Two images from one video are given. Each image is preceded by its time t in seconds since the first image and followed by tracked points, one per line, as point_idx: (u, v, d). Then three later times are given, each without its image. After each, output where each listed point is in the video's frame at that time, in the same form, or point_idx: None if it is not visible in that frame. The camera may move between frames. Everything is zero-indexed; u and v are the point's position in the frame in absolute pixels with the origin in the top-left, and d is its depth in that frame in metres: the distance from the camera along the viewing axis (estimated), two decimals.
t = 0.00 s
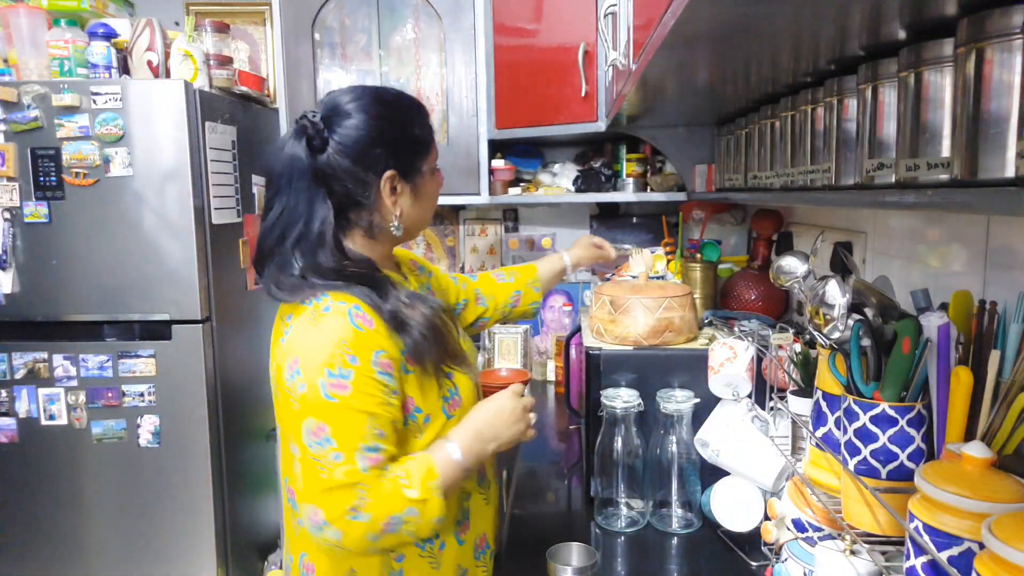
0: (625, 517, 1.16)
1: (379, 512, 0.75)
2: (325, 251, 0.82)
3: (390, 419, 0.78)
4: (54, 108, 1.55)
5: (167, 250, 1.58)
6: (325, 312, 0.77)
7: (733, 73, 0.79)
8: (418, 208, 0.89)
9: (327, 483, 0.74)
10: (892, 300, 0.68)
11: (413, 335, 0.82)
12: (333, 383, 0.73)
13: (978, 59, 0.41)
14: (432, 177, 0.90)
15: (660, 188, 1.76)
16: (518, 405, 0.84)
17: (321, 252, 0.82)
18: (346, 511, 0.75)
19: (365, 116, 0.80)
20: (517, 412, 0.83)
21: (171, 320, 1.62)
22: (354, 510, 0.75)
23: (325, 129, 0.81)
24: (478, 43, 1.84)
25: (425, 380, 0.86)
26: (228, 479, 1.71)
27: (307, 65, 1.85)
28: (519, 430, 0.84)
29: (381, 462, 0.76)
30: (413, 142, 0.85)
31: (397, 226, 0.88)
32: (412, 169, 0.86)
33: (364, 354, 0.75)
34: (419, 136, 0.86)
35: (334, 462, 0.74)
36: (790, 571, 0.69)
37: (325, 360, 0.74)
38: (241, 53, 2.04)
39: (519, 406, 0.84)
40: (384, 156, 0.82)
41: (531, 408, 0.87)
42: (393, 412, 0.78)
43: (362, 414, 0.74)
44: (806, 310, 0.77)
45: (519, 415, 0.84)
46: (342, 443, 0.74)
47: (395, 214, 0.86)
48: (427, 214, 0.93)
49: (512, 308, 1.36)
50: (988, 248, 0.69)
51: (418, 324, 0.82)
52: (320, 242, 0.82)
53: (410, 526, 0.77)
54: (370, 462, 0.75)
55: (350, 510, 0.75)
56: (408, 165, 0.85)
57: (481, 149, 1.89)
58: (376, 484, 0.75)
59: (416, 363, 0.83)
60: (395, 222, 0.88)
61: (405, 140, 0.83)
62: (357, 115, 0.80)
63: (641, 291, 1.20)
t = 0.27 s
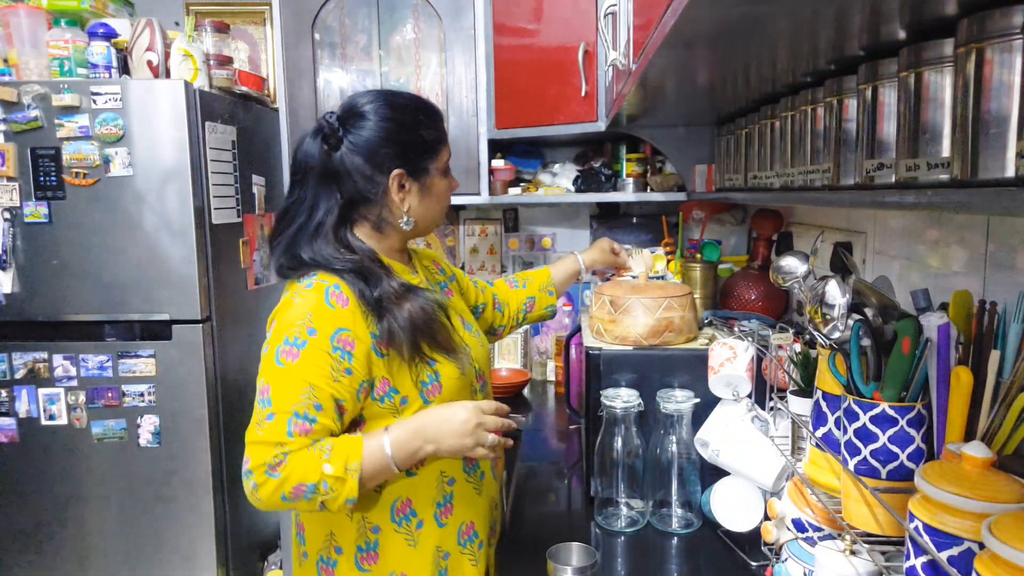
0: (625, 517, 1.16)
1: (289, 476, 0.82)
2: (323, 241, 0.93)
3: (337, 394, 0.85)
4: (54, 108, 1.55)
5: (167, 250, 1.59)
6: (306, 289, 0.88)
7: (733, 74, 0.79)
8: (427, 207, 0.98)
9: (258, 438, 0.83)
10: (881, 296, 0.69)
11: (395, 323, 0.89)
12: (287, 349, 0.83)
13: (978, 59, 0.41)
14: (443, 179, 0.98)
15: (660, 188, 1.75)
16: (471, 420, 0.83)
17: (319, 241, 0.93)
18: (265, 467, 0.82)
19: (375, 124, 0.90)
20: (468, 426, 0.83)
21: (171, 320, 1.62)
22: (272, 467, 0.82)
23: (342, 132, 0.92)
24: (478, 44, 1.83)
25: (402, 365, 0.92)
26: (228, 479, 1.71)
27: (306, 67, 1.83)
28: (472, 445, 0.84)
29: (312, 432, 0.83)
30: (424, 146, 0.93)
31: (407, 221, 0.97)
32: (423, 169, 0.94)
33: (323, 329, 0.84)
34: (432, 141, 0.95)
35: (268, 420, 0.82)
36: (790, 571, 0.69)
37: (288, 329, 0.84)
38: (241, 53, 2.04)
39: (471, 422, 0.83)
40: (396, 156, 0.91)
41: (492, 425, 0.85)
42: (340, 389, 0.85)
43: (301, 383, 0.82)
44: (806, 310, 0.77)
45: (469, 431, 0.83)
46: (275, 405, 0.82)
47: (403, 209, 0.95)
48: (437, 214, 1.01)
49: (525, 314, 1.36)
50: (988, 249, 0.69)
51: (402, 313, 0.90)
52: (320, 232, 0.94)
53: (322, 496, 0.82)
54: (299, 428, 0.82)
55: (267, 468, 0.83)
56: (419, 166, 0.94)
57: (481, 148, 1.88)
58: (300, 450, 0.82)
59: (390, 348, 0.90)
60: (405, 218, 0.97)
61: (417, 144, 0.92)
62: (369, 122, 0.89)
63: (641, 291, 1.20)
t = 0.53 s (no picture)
0: (625, 517, 1.16)
1: (291, 455, 0.82)
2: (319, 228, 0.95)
3: (333, 378, 0.86)
4: (54, 108, 1.55)
5: (167, 250, 1.59)
6: (301, 280, 0.90)
7: (733, 74, 0.79)
8: (402, 211, 0.98)
9: (258, 422, 0.84)
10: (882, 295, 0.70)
11: (385, 312, 0.91)
12: (285, 336, 0.85)
13: (978, 59, 0.41)
14: (422, 185, 0.97)
15: (660, 188, 1.76)
16: (462, 395, 0.83)
17: (316, 225, 0.95)
18: (267, 448, 0.83)
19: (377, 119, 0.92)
20: (458, 402, 0.82)
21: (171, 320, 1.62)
22: (274, 447, 0.83)
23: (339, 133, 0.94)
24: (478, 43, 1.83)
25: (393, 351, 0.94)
26: (228, 479, 1.71)
27: (308, 65, 1.85)
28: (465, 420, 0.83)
29: (311, 413, 0.84)
30: (402, 150, 0.93)
31: (379, 221, 0.98)
32: (397, 173, 0.94)
33: (317, 315, 0.86)
34: (410, 146, 0.94)
35: (268, 404, 0.83)
36: (790, 571, 0.69)
37: (285, 317, 0.86)
38: (241, 53, 2.04)
39: (462, 397, 0.83)
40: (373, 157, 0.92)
41: (482, 401, 0.84)
42: (336, 372, 0.86)
43: (298, 367, 0.83)
44: (806, 310, 0.77)
45: (461, 406, 0.82)
46: (275, 390, 0.83)
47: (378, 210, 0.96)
48: (419, 220, 1.00)
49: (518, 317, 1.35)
50: (988, 249, 0.69)
51: (391, 303, 0.91)
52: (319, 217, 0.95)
53: (323, 474, 0.82)
54: (298, 410, 0.83)
55: (266, 450, 0.83)
56: (394, 170, 0.94)
57: (481, 148, 1.88)
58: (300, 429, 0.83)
59: (381, 335, 0.91)
60: (379, 218, 0.98)
61: (397, 147, 0.93)
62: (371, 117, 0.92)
63: (641, 291, 1.20)
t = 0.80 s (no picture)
0: (625, 517, 1.16)
1: (271, 443, 0.88)
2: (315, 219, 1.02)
3: (316, 371, 0.91)
4: (54, 108, 1.55)
5: (167, 250, 1.59)
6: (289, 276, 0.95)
7: (733, 74, 0.79)
8: (367, 214, 0.99)
9: (245, 410, 0.90)
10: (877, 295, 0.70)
11: (362, 300, 0.94)
12: (270, 329, 0.90)
13: (978, 59, 0.41)
14: (381, 190, 0.95)
15: (660, 188, 1.76)
16: (438, 396, 0.87)
17: (312, 215, 1.02)
18: (251, 435, 0.89)
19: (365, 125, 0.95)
20: (434, 402, 0.87)
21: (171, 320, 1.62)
22: (257, 435, 0.89)
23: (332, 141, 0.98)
24: (478, 43, 1.84)
25: (376, 345, 0.97)
26: (228, 479, 1.71)
27: (308, 66, 1.86)
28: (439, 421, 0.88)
29: (293, 404, 0.90)
30: (365, 154, 0.95)
31: (349, 221, 1.02)
32: (360, 176, 0.96)
33: (301, 311, 0.91)
34: (373, 150, 0.94)
35: (254, 393, 0.89)
36: (790, 571, 0.69)
37: (271, 311, 0.91)
38: (241, 53, 2.04)
39: (438, 400, 0.87)
40: (343, 159, 0.96)
41: (456, 403, 0.88)
42: (319, 366, 0.91)
43: (282, 360, 0.89)
44: (806, 310, 0.77)
45: (434, 407, 0.87)
46: (260, 380, 0.89)
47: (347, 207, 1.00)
48: (387, 225, 0.99)
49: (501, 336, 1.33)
50: (989, 248, 0.69)
51: (370, 291, 0.95)
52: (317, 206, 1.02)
53: (301, 463, 0.88)
54: (281, 401, 0.89)
55: (251, 437, 0.89)
56: (356, 172, 0.96)
57: (481, 149, 1.88)
58: (282, 420, 0.89)
59: (361, 329, 0.95)
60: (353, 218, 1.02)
61: (363, 151, 0.95)
62: (360, 122, 0.96)
63: (641, 291, 1.20)
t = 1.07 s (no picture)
0: (625, 517, 1.16)
1: (244, 440, 0.92)
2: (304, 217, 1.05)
3: (288, 370, 0.95)
4: (54, 108, 1.55)
5: (167, 250, 1.59)
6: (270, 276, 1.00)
7: (733, 73, 0.79)
8: (348, 214, 1.01)
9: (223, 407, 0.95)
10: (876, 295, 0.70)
11: (332, 299, 0.97)
12: (246, 328, 0.95)
13: (978, 59, 0.41)
14: (360, 191, 0.98)
15: (660, 188, 1.76)
16: (407, 401, 0.87)
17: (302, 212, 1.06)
18: (225, 432, 0.94)
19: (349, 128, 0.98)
20: (401, 408, 0.87)
21: (171, 320, 1.62)
22: (230, 432, 0.94)
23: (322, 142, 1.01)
24: (478, 43, 1.84)
25: (347, 345, 0.99)
26: (228, 479, 1.71)
27: (307, 65, 1.86)
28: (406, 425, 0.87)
29: (266, 402, 0.94)
30: (346, 155, 0.97)
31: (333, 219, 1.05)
32: (342, 176, 0.99)
33: (275, 310, 0.95)
34: (355, 152, 0.97)
35: (230, 389, 0.94)
36: (790, 571, 0.69)
37: (248, 311, 0.96)
38: (241, 53, 2.05)
39: (408, 403, 0.87)
40: (327, 160, 1.00)
41: (425, 409, 0.87)
42: (291, 365, 0.95)
43: (255, 359, 0.94)
44: (806, 310, 0.77)
45: (403, 413, 0.86)
46: (235, 376, 0.94)
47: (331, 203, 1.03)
48: (366, 227, 1.01)
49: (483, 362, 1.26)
50: (989, 248, 0.69)
51: (343, 289, 0.97)
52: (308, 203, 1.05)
53: (271, 461, 0.92)
54: (254, 399, 0.94)
55: (227, 433, 0.94)
56: (338, 173, 0.99)
57: (481, 149, 1.88)
58: (254, 417, 0.93)
59: (333, 328, 0.98)
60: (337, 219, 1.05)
61: (344, 153, 0.98)
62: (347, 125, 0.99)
63: (641, 291, 1.20)
